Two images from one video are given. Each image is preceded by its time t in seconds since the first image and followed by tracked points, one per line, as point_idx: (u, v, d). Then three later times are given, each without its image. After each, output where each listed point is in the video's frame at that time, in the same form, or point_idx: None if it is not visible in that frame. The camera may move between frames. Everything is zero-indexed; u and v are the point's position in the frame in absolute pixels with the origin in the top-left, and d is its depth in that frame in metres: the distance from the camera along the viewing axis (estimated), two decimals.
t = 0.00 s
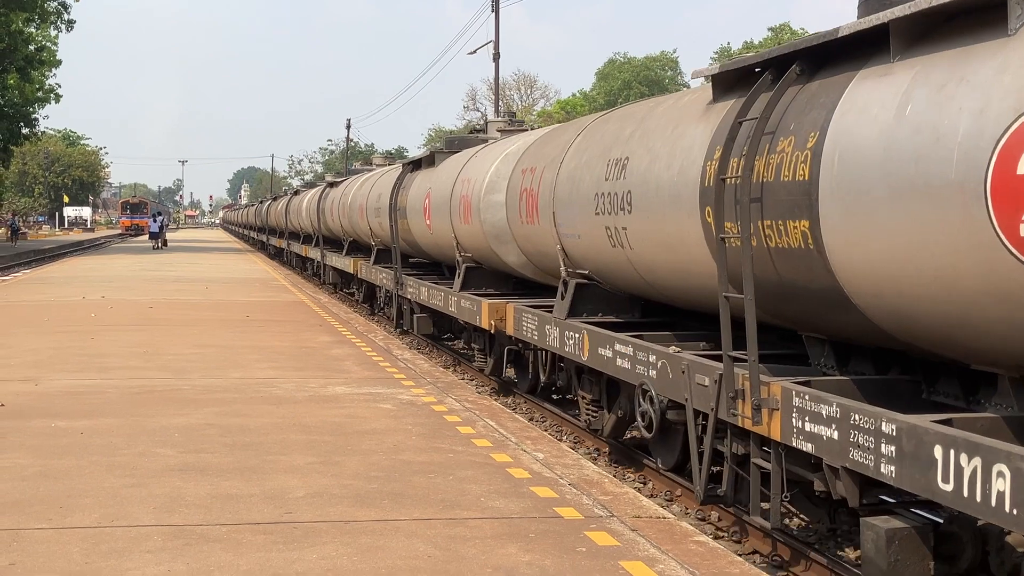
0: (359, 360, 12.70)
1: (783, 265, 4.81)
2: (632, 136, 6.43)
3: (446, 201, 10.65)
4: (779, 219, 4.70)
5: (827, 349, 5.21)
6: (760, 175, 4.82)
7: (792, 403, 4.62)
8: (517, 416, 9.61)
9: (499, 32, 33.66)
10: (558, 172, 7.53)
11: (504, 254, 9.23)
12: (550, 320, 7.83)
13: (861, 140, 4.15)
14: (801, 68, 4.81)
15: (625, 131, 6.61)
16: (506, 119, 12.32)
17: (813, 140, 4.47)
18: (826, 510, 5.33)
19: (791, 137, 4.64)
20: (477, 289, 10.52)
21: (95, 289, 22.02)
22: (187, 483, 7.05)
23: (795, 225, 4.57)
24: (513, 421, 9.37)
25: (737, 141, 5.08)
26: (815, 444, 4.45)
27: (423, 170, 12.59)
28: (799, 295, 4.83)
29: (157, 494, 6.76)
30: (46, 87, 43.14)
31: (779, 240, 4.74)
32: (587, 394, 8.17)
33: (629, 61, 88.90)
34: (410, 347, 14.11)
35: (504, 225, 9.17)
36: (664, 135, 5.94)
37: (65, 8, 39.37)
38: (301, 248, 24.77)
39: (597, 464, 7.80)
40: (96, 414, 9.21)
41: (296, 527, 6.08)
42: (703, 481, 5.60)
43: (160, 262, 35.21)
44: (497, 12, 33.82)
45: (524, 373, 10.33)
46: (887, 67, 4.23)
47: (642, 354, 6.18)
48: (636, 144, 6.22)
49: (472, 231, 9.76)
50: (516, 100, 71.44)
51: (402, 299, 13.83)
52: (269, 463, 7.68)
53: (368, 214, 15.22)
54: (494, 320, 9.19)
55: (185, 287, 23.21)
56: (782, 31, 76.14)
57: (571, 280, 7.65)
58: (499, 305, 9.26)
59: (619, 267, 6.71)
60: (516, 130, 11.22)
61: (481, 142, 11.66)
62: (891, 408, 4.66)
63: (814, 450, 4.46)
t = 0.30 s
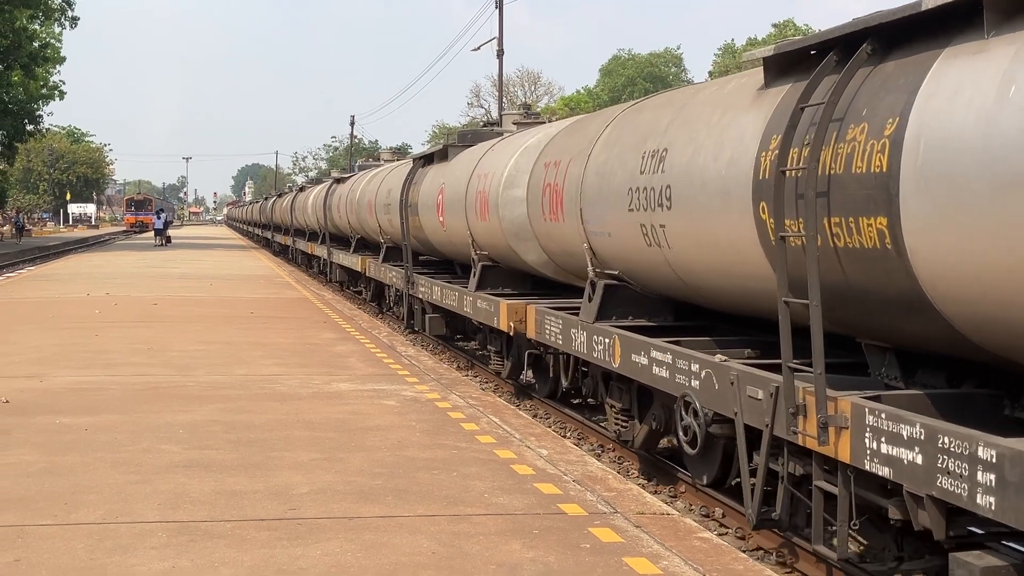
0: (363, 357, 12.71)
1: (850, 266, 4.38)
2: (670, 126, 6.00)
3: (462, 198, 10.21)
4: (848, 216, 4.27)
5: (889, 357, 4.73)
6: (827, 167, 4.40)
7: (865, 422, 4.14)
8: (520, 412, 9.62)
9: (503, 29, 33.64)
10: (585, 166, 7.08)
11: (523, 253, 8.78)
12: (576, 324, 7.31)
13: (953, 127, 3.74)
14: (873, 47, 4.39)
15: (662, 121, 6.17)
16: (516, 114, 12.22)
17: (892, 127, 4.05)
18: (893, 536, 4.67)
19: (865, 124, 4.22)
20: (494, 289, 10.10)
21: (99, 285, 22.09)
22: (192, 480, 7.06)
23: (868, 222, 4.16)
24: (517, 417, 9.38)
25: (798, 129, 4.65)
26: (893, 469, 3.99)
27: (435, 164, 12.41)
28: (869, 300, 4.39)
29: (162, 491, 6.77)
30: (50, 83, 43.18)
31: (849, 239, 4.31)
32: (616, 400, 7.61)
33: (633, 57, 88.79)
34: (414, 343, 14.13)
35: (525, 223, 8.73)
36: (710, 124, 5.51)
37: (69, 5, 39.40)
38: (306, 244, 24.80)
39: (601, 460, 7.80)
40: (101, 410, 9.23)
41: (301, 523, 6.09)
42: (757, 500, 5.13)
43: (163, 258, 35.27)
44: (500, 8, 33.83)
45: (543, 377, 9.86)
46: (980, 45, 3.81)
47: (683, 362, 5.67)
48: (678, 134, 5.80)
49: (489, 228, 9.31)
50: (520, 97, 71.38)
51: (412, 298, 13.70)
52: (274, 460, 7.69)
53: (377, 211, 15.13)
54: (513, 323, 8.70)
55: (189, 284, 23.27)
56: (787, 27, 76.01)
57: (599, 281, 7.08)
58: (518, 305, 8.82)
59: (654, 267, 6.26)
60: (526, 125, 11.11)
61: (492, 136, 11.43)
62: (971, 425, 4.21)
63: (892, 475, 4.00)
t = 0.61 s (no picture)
0: (365, 355, 12.70)
1: (927, 268, 3.96)
2: (710, 116, 5.59)
3: (477, 195, 9.87)
4: (932, 216, 3.84)
5: (960, 371, 4.34)
6: (905, 160, 3.96)
7: (951, 446, 3.69)
8: (522, 411, 9.61)
9: (504, 28, 33.61)
10: (613, 160, 6.63)
11: (541, 253, 8.43)
12: (602, 329, 6.81)
13: None
14: (958, 24, 3.88)
15: (701, 111, 5.77)
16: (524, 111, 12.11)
17: (986, 115, 3.61)
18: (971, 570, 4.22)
19: (952, 113, 3.76)
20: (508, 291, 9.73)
21: (102, 284, 22.10)
22: (194, 479, 7.06)
23: (956, 223, 3.73)
24: (519, 416, 9.37)
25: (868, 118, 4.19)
26: (986, 500, 3.55)
27: (445, 161, 12.18)
28: (949, 307, 3.98)
29: (164, 489, 6.77)
30: (52, 82, 43.18)
31: (931, 239, 3.89)
32: (645, 413, 7.09)
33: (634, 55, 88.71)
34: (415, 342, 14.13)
35: (544, 220, 8.37)
36: (758, 113, 5.11)
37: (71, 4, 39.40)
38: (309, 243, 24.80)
39: (603, 458, 7.79)
40: (103, 409, 9.23)
41: (303, 522, 6.09)
42: (816, 530, 4.62)
43: (164, 257, 35.30)
44: (503, 7, 33.81)
45: (563, 385, 9.44)
46: None
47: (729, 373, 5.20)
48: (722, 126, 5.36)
49: (505, 227, 8.96)
50: (522, 95, 71.31)
51: (421, 299, 13.48)
52: (276, 458, 7.69)
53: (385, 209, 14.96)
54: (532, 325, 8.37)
55: (191, 282, 23.30)
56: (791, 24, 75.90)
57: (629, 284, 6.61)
58: (536, 308, 8.44)
59: (693, 269, 5.84)
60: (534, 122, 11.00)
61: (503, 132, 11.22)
62: None
63: (986, 507, 3.56)
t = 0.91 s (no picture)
0: (365, 355, 12.70)
1: None
2: (757, 107, 5.13)
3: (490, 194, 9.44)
4: None
5: None
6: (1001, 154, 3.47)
7: None
8: (522, 410, 9.62)
9: (503, 27, 33.65)
10: (644, 157, 6.19)
11: (559, 254, 8.01)
12: (630, 337, 6.33)
13: None
14: None
15: (745, 104, 5.31)
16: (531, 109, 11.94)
17: None
18: None
19: None
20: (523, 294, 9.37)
21: (102, 284, 22.11)
22: (194, 479, 7.06)
23: None
24: (519, 415, 9.37)
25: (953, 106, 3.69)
26: None
27: (454, 159, 11.86)
28: None
29: (164, 490, 6.77)
30: (52, 83, 43.16)
31: None
32: (677, 426, 6.59)
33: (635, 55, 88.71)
34: (415, 342, 14.12)
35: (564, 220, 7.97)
36: (815, 103, 4.65)
37: (71, 5, 39.39)
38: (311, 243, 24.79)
39: (603, 458, 7.79)
40: (104, 410, 9.24)
41: (303, 522, 6.09)
42: (885, 567, 4.15)
43: (164, 258, 35.32)
44: (503, 6, 33.81)
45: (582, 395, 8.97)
46: None
47: (782, 391, 4.70)
48: (774, 119, 4.90)
49: (521, 227, 8.56)
50: (522, 95, 71.30)
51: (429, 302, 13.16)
52: (275, 458, 7.69)
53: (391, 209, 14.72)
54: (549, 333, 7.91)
55: (191, 283, 23.33)
56: (791, 23, 75.93)
57: (660, 289, 6.17)
58: (554, 312, 7.97)
59: (736, 274, 5.36)
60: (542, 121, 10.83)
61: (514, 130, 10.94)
62: None
63: None
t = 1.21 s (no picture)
0: (364, 357, 12.71)
1: None
2: (808, 99, 4.75)
3: (503, 195, 9.05)
4: None
5: None
6: None
7: None
8: (521, 412, 9.63)
9: (502, 28, 33.66)
10: (678, 154, 5.80)
11: (578, 258, 7.65)
12: (662, 348, 5.91)
13: None
14: None
15: (794, 94, 4.91)
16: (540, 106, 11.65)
17: None
18: None
19: None
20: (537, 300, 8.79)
21: (101, 286, 22.13)
22: (193, 481, 7.07)
23: None
24: (518, 417, 9.38)
25: None
26: None
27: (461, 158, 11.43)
28: None
29: (163, 492, 6.78)
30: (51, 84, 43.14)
31: None
32: (711, 443, 6.13)
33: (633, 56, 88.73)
34: (415, 343, 14.12)
35: (582, 222, 7.62)
36: (877, 93, 4.26)
37: (69, 6, 39.39)
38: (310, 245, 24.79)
39: (602, 459, 7.80)
40: (102, 412, 9.23)
41: (301, 524, 6.10)
42: None
43: (163, 259, 35.33)
44: (501, 7, 33.77)
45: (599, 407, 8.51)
46: None
47: (840, 411, 4.26)
48: (830, 111, 4.50)
49: (536, 229, 8.20)
50: (520, 96, 71.31)
51: (436, 307, 12.74)
52: (274, 460, 7.69)
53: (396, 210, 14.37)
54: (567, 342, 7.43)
55: (189, 284, 23.35)
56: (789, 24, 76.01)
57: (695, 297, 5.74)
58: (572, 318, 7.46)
59: (783, 280, 4.99)
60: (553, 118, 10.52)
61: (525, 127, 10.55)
62: None
63: None
